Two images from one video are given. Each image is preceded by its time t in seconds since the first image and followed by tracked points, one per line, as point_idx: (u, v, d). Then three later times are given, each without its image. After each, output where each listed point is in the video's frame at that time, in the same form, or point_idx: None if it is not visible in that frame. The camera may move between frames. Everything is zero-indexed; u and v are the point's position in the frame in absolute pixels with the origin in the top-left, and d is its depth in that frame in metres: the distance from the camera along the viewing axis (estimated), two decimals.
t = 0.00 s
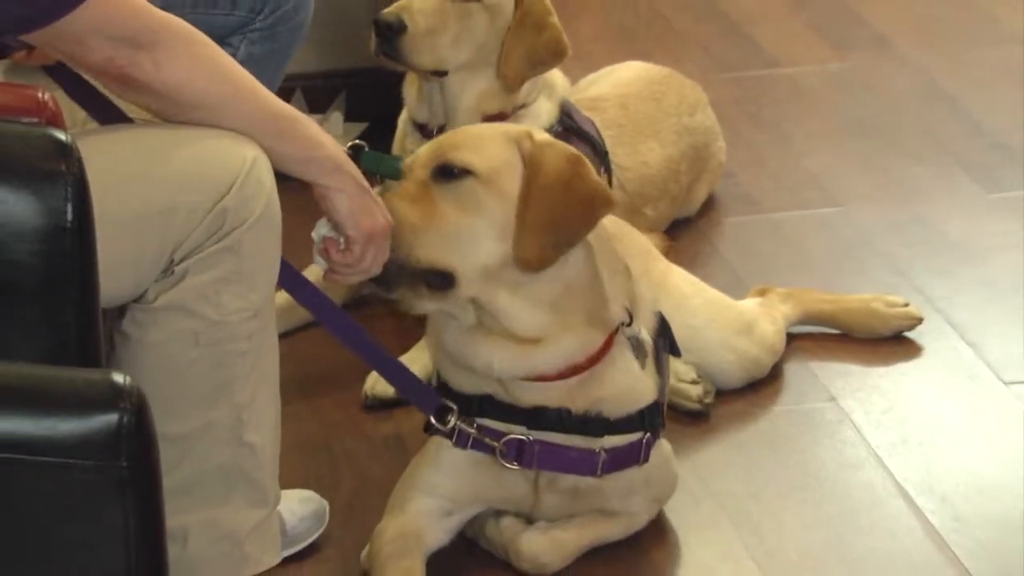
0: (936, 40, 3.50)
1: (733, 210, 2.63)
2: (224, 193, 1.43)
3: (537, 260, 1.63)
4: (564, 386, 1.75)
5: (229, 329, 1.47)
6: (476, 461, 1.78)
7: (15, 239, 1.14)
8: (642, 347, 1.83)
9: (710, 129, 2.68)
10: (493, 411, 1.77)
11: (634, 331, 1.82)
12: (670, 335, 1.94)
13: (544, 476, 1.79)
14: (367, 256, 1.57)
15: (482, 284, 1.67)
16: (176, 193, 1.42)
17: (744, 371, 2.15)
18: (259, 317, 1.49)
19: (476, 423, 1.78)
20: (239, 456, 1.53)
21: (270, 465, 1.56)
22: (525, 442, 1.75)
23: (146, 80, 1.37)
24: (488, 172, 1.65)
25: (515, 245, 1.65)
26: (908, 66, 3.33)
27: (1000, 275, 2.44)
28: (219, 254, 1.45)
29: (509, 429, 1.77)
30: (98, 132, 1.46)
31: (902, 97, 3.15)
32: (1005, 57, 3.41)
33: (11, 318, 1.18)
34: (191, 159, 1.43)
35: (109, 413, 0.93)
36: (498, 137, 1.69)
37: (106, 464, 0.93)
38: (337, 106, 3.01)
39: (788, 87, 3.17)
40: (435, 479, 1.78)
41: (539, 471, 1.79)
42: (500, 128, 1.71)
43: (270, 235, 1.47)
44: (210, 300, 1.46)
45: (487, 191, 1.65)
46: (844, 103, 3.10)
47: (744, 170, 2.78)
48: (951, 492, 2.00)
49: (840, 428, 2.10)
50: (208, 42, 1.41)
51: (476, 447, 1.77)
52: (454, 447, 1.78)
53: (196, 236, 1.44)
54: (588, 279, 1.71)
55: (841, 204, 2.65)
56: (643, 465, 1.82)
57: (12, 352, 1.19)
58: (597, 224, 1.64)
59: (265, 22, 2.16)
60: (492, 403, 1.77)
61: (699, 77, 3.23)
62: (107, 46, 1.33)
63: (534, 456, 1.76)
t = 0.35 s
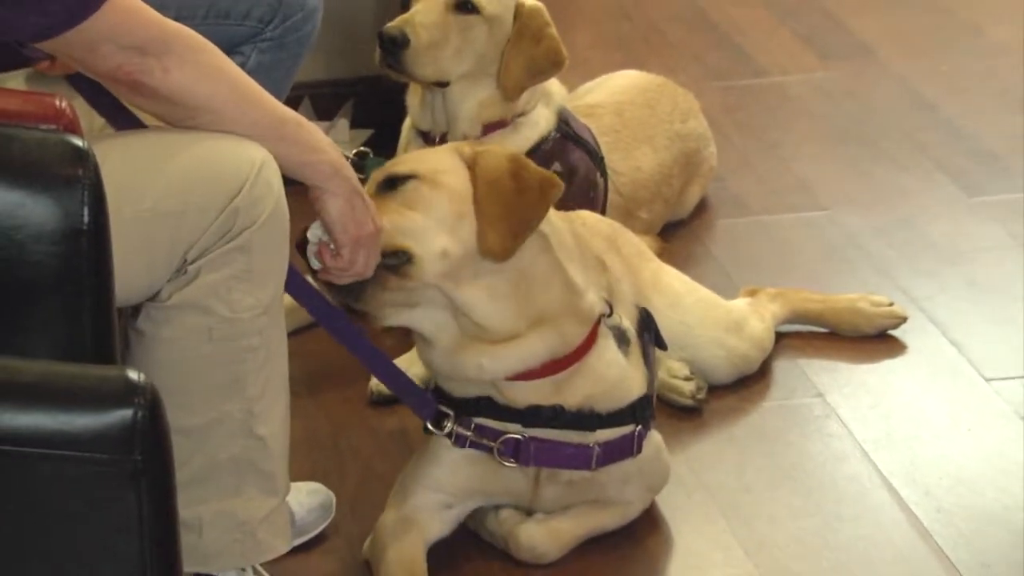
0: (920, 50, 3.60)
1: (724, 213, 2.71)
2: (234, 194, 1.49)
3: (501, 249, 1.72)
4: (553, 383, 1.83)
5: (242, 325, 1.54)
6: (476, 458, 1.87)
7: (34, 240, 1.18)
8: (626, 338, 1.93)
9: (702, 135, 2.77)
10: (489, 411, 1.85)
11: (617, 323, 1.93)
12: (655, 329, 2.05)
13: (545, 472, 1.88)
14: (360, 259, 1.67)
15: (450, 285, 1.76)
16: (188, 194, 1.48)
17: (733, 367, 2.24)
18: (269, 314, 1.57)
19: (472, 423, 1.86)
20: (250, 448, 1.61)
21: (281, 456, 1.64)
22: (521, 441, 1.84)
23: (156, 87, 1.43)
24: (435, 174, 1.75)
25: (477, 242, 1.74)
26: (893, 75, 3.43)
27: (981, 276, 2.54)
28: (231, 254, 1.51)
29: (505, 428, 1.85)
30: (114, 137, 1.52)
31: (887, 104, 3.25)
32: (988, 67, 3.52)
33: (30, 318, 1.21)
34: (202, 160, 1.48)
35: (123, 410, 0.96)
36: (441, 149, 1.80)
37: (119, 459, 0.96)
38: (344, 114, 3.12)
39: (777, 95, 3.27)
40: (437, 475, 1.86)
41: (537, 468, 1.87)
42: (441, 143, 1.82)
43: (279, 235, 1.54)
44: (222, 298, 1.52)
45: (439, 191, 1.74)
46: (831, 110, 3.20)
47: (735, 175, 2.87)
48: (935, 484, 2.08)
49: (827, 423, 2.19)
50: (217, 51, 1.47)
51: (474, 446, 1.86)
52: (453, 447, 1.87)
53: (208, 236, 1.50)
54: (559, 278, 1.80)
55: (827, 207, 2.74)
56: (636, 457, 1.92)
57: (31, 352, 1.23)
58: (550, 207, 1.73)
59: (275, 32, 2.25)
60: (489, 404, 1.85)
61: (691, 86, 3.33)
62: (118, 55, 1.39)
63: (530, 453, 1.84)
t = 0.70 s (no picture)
0: (905, 58, 3.71)
1: (714, 216, 2.82)
2: (246, 200, 1.57)
3: (507, 255, 1.84)
4: (547, 375, 1.92)
5: (253, 325, 1.63)
6: (476, 450, 1.96)
7: (52, 241, 1.23)
8: (614, 329, 2.03)
9: (694, 140, 2.91)
10: (489, 404, 1.94)
11: (606, 315, 2.03)
12: (642, 323, 2.16)
13: (541, 461, 1.98)
14: (377, 264, 1.76)
15: (451, 289, 1.87)
16: (202, 200, 1.55)
17: (722, 362, 2.34)
18: (277, 316, 1.65)
19: (471, 416, 1.95)
20: (259, 443, 1.69)
21: (288, 451, 1.73)
22: (518, 433, 1.93)
23: (178, 88, 1.51)
24: (443, 180, 1.85)
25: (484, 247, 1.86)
26: (879, 81, 3.54)
27: (962, 274, 2.63)
28: (242, 258, 1.60)
29: (503, 420, 1.94)
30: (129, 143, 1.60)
31: (872, 110, 3.35)
32: (970, 72, 3.62)
33: (47, 317, 1.26)
34: (216, 167, 1.56)
35: (138, 405, 1.01)
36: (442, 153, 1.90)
37: (135, 451, 1.01)
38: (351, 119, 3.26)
39: (766, 101, 3.38)
40: (436, 465, 1.95)
41: (534, 458, 1.97)
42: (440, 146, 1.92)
43: (288, 239, 1.62)
44: (234, 299, 1.61)
45: (449, 198, 1.85)
46: (819, 115, 3.31)
47: (724, 179, 2.99)
48: (918, 475, 2.17)
49: (815, 418, 2.28)
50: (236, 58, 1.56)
51: (471, 438, 1.94)
52: (451, 439, 1.96)
53: (221, 240, 1.58)
54: (548, 273, 1.92)
55: (814, 209, 2.84)
56: (629, 445, 2.01)
57: (49, 348, 1.28)
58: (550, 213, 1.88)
59: (284, 41, 2.34)
60: (487, 397, 1.94)
61: (683, 93, 3.45)
62: (143, 58, 1.46)
63: (526, 443, 1.93)
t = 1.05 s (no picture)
0: (891, 66, 3.84)
1: (709, 218, 2.94)
2: (255, 204, 1.65)
3: (515, 268, 1.93)
4: (541, 372, 2.01)
5: (261, 324, 1.71)
6: (473, 445, 2.04)
7: (69, 243, 1.27)
8: (607, 328, 2.12)
9: (689, 146, 3.02)
10: (481, 401, 2.02)
11: (599, 314, 2.11)
12: (633, 321, 2.25)
13: (535, 456, 2.06)
14: (385, 271, 1.84)
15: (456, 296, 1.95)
16: (213, 205, 1.64)
17: (713, 357, 2.44)
18: (286, 314, 1.74)
19: (466, 412, 2.03)
20: (267, 439, 1.77)
21: (296, 447, 1.80)
22: (511, 429, 2.02)
23: (192, 95, 1.58)
24: (459, 190, 1.93)
25: (496, 256, 1.95)
26: (866, 90, 3.65)
27: (946, 274, 2.73)
28: (251, 260, 1.68)
29: (497, 416, 2.03)
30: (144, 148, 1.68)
31: (859, 117, 3.46)
32: (953, 80, 3.74)
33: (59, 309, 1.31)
34: (225, 173, 1.65)
35: (152, 400, 1.05)
36: (458, 162, 1.97)
37: (148, 447, 1.05)
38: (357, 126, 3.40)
39: (758, 107, 3.51)
40: (435, 459, 2.03)
41: (527, 452, 2.05)
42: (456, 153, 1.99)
43: (295, 241, 1.71)
44: (243, 299, 1.70)
45: (464, 210, 1.93)
46: (808, 122, 3.43)
47: (715, 182, 3.10)
48: (904, 468, 2.25)
49: (803, 414, 2.37)
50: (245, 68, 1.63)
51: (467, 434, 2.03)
52: (448, 435, 2.04)
53: (231, 243, 1.67)
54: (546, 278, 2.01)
55: (802, 211, 2.95)
56: (621, 440, 2.09)
57: (66, 344, 1.33)
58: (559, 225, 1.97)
59: (293, 50, 2.42)
60: (481, 393, 2.02)
61: (677, 99, 3.58)
62: (156, 66, 1.53)
63: (520, 439, 2.02)
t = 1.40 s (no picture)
0: (877, 79, 3.99)
1: (702, 221, 3.08)
2: (266, 204, 1.73)
3: (546, 257, 2.07)
4: (541, 357, 2.11)
5: (272, 321, 1.79)
6: (472, 433, 2.13)
7: (85, 245, 1.35)
8: (606, 319, 2.23)
9: (680, 152, 3.16)
10: (480, 387, 2.12)
11: (599, 306, 2.22)
12: (628, 316, 2.38)
13: (532, 443, 2.15)
14: (399, 257, 1.96)
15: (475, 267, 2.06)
16: (225, 207, 1.72)
17: (706, 355, 2.55)
18: (295, 312, 1.82)
19: (466, 400, 2.13)
20: (278, 432, 1.85)
21: (304, 440, 1.88)
22: (510, 416, 2.11)
23: (204, 107, 1.69)
24: (503, 174, 2.06)
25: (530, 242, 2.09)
26: (852, 101, 3.81)
27: (928, 274, 2.84)
28: (261, 259, 1.76)
29: (496, 403, 2.12)
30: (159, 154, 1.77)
31: (845, 127, 3.61)
32: (936, 92, 3.88)
33: (77, 315, 1.38)
34: (235, 177, 1.73)
35: (165, 395, 1.13)
36: (506, 147, 2.10)
37: (159, 439, 1.14)
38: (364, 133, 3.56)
39: (748, 117, 3.67)
40: (436, 447, 2.12)
41: (525, 440, 2.14)
42: (505, 138, 2.12)
43: (304, 242, 1.79)
44: (253, 297, 1.78)
45: (505, 194, 2.06)
46: (796, 131, 3.58)
47: (707, 189, 3.25)
48: (889, 462, 2.33)
49: (792, 409, 2.47)
50: (253, 78, 1.72)
51: (468, 418, 2.12)
52: (450, 421, 2.13)
53: (242, 242, 1.75)
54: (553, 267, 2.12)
55: (789, 214, 3.09)
56: (615, 428, 2.19)
57: (83, 345, 1.40)
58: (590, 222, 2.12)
59: (301, 59, 2.52)
60: (479, 380, 2.12)
61: (670, 108, 3.75)
62: (166, 80, 1.64)
63: (518, 424, 2.11)
